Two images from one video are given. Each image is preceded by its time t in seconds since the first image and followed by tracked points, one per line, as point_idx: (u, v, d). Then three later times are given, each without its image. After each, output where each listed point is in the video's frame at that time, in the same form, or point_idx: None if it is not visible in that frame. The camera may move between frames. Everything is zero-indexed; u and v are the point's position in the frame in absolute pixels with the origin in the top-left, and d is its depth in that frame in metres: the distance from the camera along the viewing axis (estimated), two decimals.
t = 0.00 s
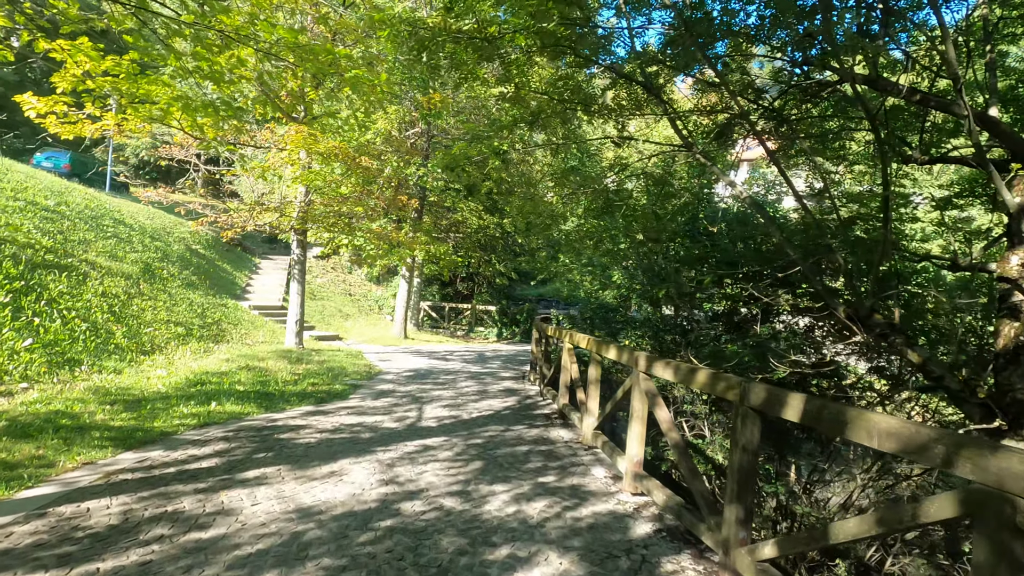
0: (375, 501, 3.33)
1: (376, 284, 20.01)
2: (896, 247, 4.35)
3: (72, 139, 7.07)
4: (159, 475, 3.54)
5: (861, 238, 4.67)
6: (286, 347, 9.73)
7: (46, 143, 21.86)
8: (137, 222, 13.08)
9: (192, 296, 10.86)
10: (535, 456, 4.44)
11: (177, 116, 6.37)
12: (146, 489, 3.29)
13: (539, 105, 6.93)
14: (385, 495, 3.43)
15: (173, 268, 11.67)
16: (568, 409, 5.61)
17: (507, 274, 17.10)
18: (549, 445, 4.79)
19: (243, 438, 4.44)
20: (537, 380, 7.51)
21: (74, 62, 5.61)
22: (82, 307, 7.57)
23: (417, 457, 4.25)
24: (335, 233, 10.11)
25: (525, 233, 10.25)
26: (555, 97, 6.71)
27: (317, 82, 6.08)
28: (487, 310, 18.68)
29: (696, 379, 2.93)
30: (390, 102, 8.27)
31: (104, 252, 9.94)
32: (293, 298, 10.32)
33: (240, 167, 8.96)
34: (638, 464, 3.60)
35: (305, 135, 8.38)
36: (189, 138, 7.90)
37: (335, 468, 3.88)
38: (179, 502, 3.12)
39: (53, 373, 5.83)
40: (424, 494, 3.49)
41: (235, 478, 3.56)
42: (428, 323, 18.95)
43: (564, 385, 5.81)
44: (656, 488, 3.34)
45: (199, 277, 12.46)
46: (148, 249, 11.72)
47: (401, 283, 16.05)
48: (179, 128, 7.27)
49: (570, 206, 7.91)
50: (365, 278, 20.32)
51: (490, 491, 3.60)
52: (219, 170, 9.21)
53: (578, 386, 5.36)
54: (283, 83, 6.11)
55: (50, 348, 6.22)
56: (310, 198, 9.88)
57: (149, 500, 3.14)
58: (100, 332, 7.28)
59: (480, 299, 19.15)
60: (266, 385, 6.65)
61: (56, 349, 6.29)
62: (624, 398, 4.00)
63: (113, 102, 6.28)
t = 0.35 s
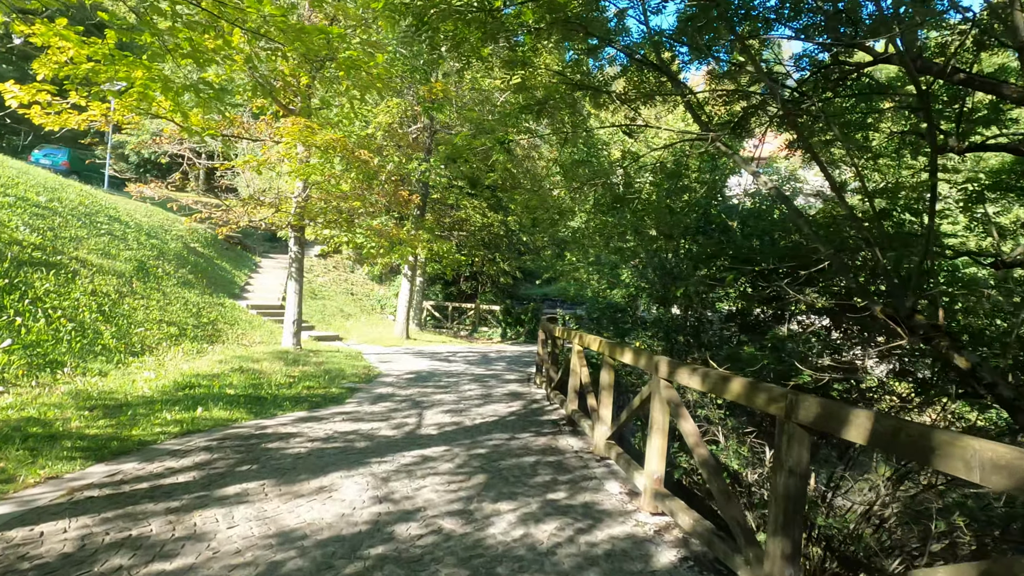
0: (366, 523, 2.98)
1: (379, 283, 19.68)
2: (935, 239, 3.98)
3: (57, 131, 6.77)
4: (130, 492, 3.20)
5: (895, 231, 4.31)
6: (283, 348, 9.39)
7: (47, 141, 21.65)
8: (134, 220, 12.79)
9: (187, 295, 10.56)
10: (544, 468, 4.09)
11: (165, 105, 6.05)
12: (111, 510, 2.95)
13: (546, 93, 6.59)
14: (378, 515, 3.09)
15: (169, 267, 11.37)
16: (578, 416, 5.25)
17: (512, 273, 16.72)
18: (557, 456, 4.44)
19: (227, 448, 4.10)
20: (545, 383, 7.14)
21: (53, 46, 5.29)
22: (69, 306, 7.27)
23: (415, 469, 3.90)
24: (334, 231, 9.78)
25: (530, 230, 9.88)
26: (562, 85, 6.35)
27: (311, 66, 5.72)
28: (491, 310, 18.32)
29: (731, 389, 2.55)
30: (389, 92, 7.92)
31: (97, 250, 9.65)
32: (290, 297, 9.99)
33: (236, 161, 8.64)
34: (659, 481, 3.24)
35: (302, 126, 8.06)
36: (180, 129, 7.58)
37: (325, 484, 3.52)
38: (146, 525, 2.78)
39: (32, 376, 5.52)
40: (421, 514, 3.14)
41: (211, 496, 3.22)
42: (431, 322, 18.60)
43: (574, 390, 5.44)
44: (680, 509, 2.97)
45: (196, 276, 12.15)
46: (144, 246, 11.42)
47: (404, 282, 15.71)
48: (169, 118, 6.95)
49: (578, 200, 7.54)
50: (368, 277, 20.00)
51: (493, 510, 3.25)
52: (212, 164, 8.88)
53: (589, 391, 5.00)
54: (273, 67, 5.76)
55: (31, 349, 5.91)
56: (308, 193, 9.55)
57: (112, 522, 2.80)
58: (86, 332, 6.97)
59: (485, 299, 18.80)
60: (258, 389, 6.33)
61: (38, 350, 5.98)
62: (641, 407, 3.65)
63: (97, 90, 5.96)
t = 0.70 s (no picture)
0: (360, 554, 2.63)
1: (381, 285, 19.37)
2: (989, 234, 3.62)
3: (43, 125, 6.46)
4: (96, 517, 2.86)
5: (940, 226, 3.95)
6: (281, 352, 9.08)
7: (47, 141, 21.39)
8: (130, 220, 12.49)
9: (184, 297, 10.25)
10: (556, 486, 3.74)
11: (153, 98, 5.73)
12: (72, 539, 2.61)
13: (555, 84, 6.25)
14: (374, 545, 2.73)
15: (166, 268, 11.06)
16: (591, 426, 4.89)
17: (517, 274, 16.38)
18: (571, 471, 4.07)
19: (212, 464, 3.75)
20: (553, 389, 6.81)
21: (33, 32, 4.98)
22: (56, 308, 6.96)
23: (416, 487, 3.56)
24: (333, 230, 9.43)
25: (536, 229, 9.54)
26: (572, 75, 6.01)
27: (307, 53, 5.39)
28: (495, 312, 17.98)
29: (783, 405, 2.19)
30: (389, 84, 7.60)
31: (90, 250, 9.35)
32: (289, 299, 9.68)
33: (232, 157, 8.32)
34: (689, 506, 2.89)
35: (300, 121, 7.74)
36: (173, 124, 7.27)
37: (317, 506, 3.18)
38: (109, 559, 2.44)
39: (11, 382, 5.19)
40: (422, 543, 2.79)
41: (188, 521, 2.87)
42: (434, 325, 18.27)
43: (585, 398, 5.08)
44: (720, 541, 2.60)
45: (194, 278, 11.85)
46: (140, 247, 11.12)
47: (407, 283, 15.38)
48: (159, 112, 6.63)
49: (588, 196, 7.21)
50: (370, 278, 19.68)
51: (503, 538, 2.89)
52: (207, 161, 8.55)
53: (603, 400, 4.65)
54: (266, 55, 5.43)
55: (12, 354, 5.60)
56: (306, 191, 9.22)
57: (71, 556, 2.45)
58: (73, 336, 6.66)
59: (488, 301, 18.45)
60: (252, 396, 5.98)
61: (19, 355, 5.66)
62: (664, 421, 3.32)
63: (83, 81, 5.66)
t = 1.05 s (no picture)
0: None
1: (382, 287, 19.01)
2: None
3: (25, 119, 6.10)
4: (57, 553, 2.49)
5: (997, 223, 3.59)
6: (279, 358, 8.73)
7: (45, 143, 21.11)
8: (125, 221, 12.14)
9: (179, 300, 9.91)
10: (577, 509, 3.39)
11: (141, 89, 5.38)
12: None
13: (567, 74, 5.89)
14: None
15: (161, 270, 10.71)
16: (609, 439, 4.53)
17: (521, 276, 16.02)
18: (592, 492, 3.70)
19: (196, 486, 3.38)
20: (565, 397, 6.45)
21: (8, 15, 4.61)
22: (41, 313, 6.60)
23: (422, 513, 3.19)
24: (334, 230, 9.08)
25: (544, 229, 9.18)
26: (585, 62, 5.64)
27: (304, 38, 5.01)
28: (499, 314, 17.61)
29: (866, 430, 1.83)
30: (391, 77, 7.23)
31: (81, 252, 9.01)
32: (288, 302, 9.34)
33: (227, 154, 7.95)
34: (737, 540, 2.51)
35: (297, 115, 7.38)
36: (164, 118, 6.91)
37: (310, 537, 2.81)
38: None
39: None
40: None
41: (161, 559, 2.50)
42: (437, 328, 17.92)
43: (602, 408, 4.71)
44: None
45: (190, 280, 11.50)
46: (134, 249, 10.77)
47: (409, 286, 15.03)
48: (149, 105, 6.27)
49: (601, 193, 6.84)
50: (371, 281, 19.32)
51: None
52: (202, 158, 8.19)
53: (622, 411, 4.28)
54: (260, 41, 5.06)
55: None
56: (305, 190, 8.84)
57: None
58: (58, 342, 6.30)
59: (492, 303, 18.08)
60: (246, 405, 5.62)
61: None
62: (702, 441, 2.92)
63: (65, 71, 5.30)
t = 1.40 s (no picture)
0: None
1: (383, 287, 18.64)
2: None
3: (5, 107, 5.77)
4: None
5: None
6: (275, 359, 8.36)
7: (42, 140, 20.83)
8: (119, 219, 11.80)
9: (172, 299, 9.55)
10: (595, 531, 3.02)
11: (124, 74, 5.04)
12: None
13: (577, 59, 5.52)
14: None
15: (154, 269, 10.35)
16: (626, 450, 4.16)
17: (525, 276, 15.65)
18: (612, 511, 3.33)
19: (170, 505, 3.02)
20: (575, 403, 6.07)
21: None
22: (21, 312, 6.25)
23: (421, 537, 2.83)
24: (332, 227, 8.72)
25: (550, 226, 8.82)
26: (597, 45, 5.28)
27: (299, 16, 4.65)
28: (502, 315, 17.24)
29: (980, 456, 1.45)
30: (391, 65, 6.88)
31: (69, 249, 8.66)
32: (284, 302, 8.98)
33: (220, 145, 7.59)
34: None
35: (293, 104, 7.02)
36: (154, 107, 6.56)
37: (295, 569, 2.44)
38: None
39: None
40: None
41: None
42: (439, 328, 17.56)
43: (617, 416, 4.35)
44: None
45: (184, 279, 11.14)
46: (126, 246, 10.43)
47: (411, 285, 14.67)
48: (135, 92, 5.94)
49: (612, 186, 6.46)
50: (372, 281, 18.96)
51: None
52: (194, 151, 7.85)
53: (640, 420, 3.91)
54: (251, 21, 4.71)
55: None
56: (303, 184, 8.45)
57: None
58: (39, 343, 5.95)
59: (495, 303, 17.71)
60: (235, 411, 5.25)
61: None
62: (741, 456, 2.57)
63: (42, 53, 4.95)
